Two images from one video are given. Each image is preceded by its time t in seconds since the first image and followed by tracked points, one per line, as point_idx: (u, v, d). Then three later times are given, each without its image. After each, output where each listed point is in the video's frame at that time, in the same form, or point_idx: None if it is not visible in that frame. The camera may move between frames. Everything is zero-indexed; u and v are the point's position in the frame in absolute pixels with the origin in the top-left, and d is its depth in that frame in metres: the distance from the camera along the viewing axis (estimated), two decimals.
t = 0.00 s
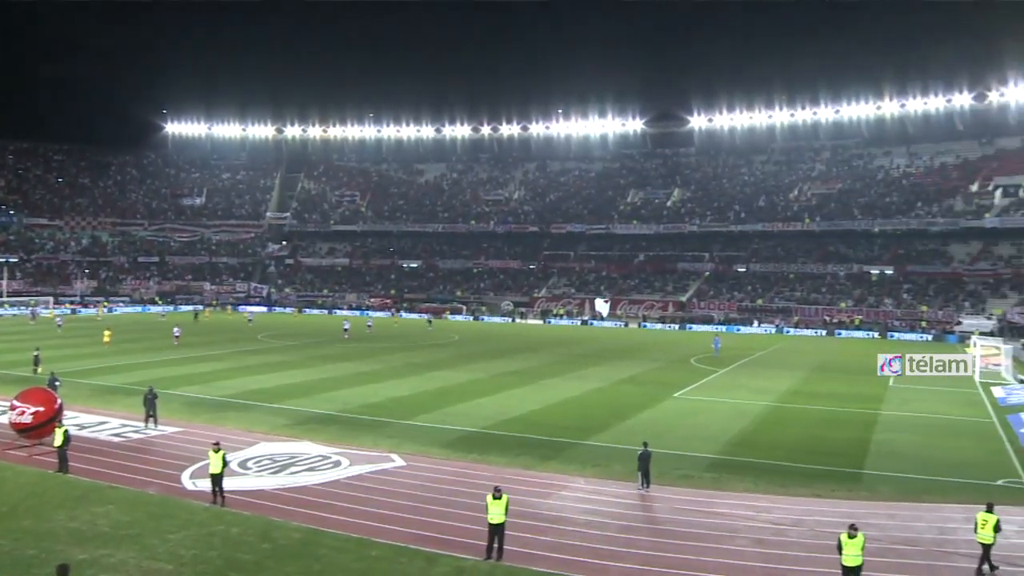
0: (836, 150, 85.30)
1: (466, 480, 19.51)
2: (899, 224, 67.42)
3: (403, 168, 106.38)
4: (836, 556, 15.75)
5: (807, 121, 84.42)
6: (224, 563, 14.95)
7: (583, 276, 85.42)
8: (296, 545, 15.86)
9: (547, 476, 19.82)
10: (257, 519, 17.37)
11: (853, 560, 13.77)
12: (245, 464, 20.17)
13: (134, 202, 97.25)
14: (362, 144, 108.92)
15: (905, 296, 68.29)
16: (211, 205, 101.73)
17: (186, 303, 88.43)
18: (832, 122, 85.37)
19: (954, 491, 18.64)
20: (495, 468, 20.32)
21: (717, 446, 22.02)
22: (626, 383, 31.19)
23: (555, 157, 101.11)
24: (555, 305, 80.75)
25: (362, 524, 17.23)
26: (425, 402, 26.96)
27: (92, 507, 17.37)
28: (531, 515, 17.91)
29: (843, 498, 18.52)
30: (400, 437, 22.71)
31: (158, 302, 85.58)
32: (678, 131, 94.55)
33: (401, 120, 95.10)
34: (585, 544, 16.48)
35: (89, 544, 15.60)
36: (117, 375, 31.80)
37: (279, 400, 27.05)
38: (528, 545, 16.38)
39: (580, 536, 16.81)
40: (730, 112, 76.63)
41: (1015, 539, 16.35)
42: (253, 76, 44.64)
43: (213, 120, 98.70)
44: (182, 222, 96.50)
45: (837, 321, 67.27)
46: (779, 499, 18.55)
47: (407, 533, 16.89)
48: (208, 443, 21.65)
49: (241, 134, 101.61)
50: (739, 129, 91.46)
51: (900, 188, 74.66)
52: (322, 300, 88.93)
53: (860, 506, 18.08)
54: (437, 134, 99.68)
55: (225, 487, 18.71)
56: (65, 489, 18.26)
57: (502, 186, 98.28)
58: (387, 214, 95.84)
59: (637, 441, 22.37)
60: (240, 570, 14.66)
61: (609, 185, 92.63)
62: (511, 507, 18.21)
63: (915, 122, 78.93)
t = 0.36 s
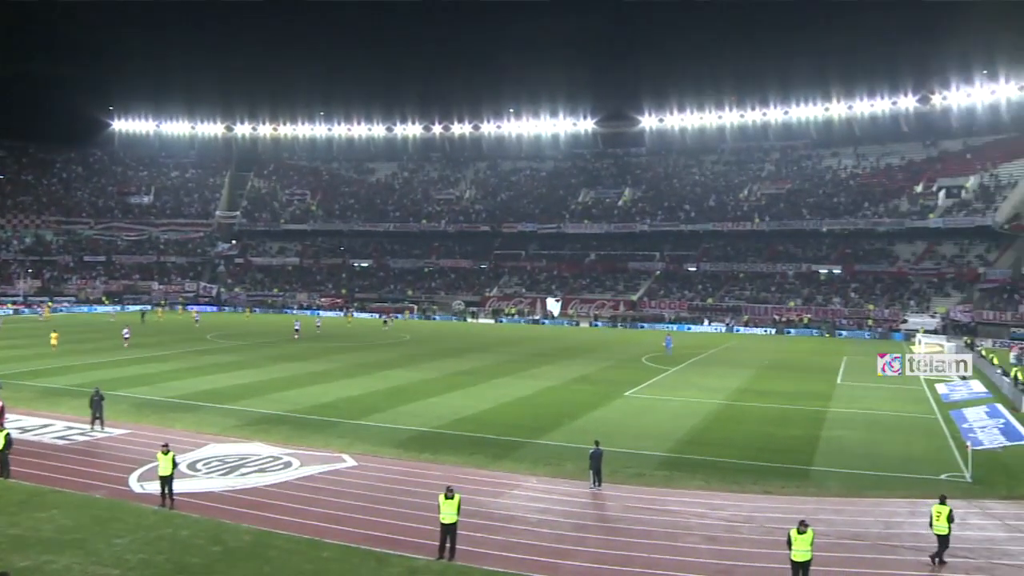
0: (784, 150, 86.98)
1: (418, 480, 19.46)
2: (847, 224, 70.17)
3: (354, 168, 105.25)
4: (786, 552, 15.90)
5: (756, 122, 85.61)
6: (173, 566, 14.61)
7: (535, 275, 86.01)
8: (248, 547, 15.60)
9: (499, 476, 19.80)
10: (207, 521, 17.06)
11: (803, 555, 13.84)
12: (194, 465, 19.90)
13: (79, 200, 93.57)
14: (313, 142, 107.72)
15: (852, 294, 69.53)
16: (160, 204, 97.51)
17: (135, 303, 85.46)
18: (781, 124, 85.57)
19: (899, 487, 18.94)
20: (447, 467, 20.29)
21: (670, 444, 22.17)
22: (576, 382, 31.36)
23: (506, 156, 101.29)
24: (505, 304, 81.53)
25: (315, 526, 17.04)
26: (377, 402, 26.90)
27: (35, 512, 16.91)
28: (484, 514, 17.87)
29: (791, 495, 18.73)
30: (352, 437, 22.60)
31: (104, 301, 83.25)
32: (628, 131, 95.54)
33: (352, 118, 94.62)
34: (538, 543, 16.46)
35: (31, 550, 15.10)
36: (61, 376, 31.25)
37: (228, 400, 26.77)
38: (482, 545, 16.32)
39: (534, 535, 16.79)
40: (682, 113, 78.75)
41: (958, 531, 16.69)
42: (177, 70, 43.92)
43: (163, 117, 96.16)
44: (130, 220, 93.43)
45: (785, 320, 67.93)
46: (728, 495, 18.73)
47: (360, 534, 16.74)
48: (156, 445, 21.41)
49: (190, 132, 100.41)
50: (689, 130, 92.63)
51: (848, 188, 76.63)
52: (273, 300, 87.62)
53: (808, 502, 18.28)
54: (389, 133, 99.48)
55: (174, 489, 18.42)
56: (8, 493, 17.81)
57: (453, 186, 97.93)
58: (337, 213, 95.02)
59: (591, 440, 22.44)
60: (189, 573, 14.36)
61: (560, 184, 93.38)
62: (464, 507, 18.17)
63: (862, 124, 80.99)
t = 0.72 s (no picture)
0: (742, 151, 87.47)
1: (375, 480, 19.39)
2: (803, 224, 71.32)
3: (310, 167, 103.15)
4: (742, 549, 16.03)
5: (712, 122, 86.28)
6: (125, 571, 14.27)
7: (492, 275, 86.07)
8: (203, 550, 15.32)
9: (457, 476, 19.76)
10: (161, 524, 16.74)
11: (759, 551, 13.94)
12: (148, 468, 19.64)
13: (28, 197, 92.63)
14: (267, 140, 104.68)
15: (807, 293, 71.00)
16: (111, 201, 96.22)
17: (86, 303, 84.66)
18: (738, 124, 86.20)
19: (853, 483, 19.19)
20: (405, 467, 20.24)
21: (628, 443, 22.27)
22: (535, 381, 31.43)
23: (464, 154, 100.07)
24: (463, 304, 81.43)
25: (271, 528, 16.81)
26: (334, 402, 26.76)
27: None
28: (442, 514, 17.79)
29: (747, 492, 18.87)
30: (308, 438, 22.48)
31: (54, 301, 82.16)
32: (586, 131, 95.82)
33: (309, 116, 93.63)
34: (496, 543, 16.40)
35: None
36: (11, 378, 30.83)
37: (182, 402, 26.49)
38: (439, 545, 16.22)
39: (492, 535, 16.75)
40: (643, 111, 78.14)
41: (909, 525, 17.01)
42: (110, 65, 42.92)
43: (118, 114, 94.11)
44: (83, 219, 91.73)
45: (742, 319, 68.80)
46: (684, 493, 18.85)
47: (316, 534, 16.56)
48: (110, 448, 21.14)
49: (143, 129, 98.83)
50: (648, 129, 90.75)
51: (803, 189, 77.94)
52: (229, 300, 85.75)
53: (763, 499, 18.44)
54: (346, 132, 98.42)
55: (127, 492, 18.12)
56: None
57: (411, 185, 97.11)
58: (293, 212, 93.85)
59: (551, 439, 22.44)
60: None
61: (517, 184, 93.41)
62: (421, 506, 18.10)
63: (817, 126, 81.67)
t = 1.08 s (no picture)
0: (698, 151, 88.63)
1: (333, 481, 19.31)
2: (759, 224, 71.64)
3: (268, 165, 103.14)
4: (699, 546, 16.11)
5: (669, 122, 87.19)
6: None
7: (450, 274, 85.53)
8: (158, 553, 15.02)
9: (415, 475, 19.73)
10: (114, 527, 16.39)
11: (717, 548, 14.07)
12: (102, 471, 19.35)
13: None
14: (224, 139, 104.72)
15: (763, 292, 71.86)
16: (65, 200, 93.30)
17: (37, 303, 82.91)
18: (695, 124, 88.30)
19: (808, 479, 19.43)
20: (363, 468, 20.18)
21: (587, 442, 22.39)
22: (493, 380, 31.55)
23: (422, 153, 99.97)
24: (421, 303, 81.34)
25: (228, 529, 16.59)
26: (292, 403, 26.64)
27: None
28: (401, 514, 17.70)
29: (703, 489, 19.03)
30: (266, 439, 22.33)
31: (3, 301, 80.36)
32: (544, 130, 96.42)
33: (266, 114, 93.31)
34: (455, 543, 16.33)
35: None
36: None
37: (136, 403, 26.16)
38: (397, 545, 16.11)
39: (451, 534, 16.69)
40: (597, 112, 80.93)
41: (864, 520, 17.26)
42: (49, 62, 42.25)
43: (68, 110, 91.96)
44: (33, 218, 90.08)
45: (698, 318, 69.78)
46: (641, 491, 18.96)
47: (273, 536, 16.36)
48: (61, 452, 20.76)
49: (96, 126, 97.27)
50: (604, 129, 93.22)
51: (759, 188, 78.86)
52: (185, 300, 84.97)
53: (720, 496, 18.59)
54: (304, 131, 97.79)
55: (80, 496, 17.80)
56: None
57: (369, 183, 96.79)
58: (250, 211, 93.12)
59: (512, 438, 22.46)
60: None
61: (475, 182, 93.05)
62: (380, 507, 17.99)
63: (774, 127, 83.41)
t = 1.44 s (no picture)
0: (653, 151, 89.34)
1: (285, 481, 19.22)
2: (713, 224, 73.01)
3: (221, 163, 101.61)
4: (652, 544, 16.18)
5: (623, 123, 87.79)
6: None
7: (405, 274, 85.31)
8: (107, 558, 14.70)
9: (369, 476, 19.67)
10: (62, 533, 16.01)
11: (672, 545, 14.09)
12: (48, 475, 19.01)
13: None
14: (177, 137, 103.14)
15: (717, 292, 72.69)
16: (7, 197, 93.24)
17: None
18: (650, 125, 88.71)
19: (762, 477, 19.67)
20: (316, 468, 20.12)
21: (542, 441, 22.50)
22: (449, 380, 31.62)
23: (376, 153, 99.68)
24: (375, 303, 81.03)
25: (179, 533, 16.33)
26: (246, 403, 26.47)
27: None
28: (355, 514, 17.58)
29: (656, 487, 19.18)
30: (218, 440, 22.17)
31: None
32: (499, 130, 96.61)
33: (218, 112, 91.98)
34: (409, 542, 16.25)
35: None
36: None
37: (86, 405, 25.78)
38: (351, 545, 16.00)
39: (406, 534, 16.59)
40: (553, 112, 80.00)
41: (815, 516, 17.48)
42: None
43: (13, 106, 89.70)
44: None
45: (652, 317, 70.37)
46: (595, 489, 19.06)
47: (226, 538, 16.13)
48: (7, 456, 20.32)
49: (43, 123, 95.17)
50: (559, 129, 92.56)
51: (713, 189, 79.62)
52: (135, 300, 83.54)
53: (673, 494, 18.74)
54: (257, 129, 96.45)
55: (25, 501, 17.43)
56: None
57: (323, 182, 96.15)
58: (203, 210, 91.86)
59: (469, 438, 22.47)
60: None
61: (430, 182, 92.65)
62: (334, 508, 17.87)
63: (727, 127, 84.45)
